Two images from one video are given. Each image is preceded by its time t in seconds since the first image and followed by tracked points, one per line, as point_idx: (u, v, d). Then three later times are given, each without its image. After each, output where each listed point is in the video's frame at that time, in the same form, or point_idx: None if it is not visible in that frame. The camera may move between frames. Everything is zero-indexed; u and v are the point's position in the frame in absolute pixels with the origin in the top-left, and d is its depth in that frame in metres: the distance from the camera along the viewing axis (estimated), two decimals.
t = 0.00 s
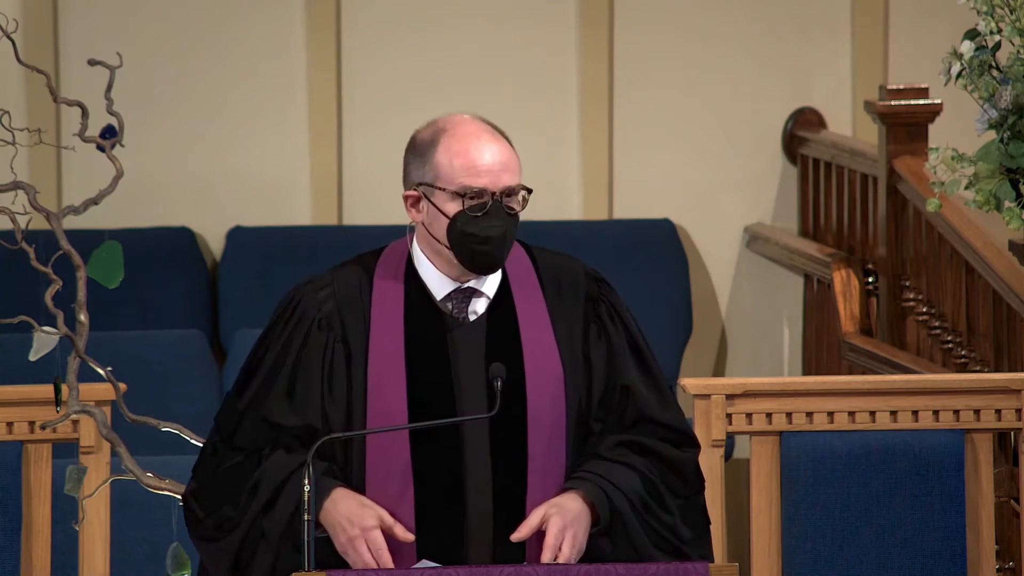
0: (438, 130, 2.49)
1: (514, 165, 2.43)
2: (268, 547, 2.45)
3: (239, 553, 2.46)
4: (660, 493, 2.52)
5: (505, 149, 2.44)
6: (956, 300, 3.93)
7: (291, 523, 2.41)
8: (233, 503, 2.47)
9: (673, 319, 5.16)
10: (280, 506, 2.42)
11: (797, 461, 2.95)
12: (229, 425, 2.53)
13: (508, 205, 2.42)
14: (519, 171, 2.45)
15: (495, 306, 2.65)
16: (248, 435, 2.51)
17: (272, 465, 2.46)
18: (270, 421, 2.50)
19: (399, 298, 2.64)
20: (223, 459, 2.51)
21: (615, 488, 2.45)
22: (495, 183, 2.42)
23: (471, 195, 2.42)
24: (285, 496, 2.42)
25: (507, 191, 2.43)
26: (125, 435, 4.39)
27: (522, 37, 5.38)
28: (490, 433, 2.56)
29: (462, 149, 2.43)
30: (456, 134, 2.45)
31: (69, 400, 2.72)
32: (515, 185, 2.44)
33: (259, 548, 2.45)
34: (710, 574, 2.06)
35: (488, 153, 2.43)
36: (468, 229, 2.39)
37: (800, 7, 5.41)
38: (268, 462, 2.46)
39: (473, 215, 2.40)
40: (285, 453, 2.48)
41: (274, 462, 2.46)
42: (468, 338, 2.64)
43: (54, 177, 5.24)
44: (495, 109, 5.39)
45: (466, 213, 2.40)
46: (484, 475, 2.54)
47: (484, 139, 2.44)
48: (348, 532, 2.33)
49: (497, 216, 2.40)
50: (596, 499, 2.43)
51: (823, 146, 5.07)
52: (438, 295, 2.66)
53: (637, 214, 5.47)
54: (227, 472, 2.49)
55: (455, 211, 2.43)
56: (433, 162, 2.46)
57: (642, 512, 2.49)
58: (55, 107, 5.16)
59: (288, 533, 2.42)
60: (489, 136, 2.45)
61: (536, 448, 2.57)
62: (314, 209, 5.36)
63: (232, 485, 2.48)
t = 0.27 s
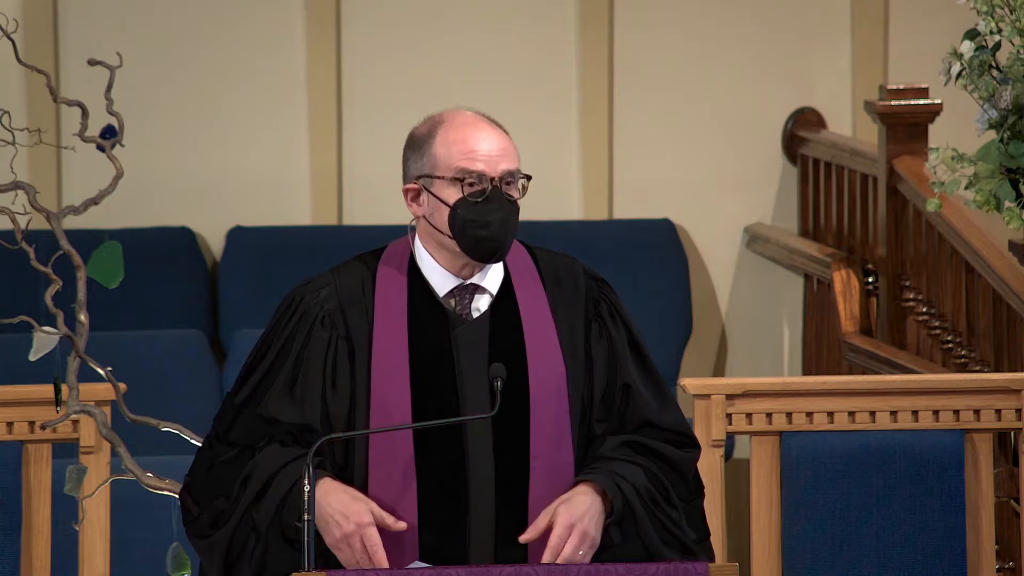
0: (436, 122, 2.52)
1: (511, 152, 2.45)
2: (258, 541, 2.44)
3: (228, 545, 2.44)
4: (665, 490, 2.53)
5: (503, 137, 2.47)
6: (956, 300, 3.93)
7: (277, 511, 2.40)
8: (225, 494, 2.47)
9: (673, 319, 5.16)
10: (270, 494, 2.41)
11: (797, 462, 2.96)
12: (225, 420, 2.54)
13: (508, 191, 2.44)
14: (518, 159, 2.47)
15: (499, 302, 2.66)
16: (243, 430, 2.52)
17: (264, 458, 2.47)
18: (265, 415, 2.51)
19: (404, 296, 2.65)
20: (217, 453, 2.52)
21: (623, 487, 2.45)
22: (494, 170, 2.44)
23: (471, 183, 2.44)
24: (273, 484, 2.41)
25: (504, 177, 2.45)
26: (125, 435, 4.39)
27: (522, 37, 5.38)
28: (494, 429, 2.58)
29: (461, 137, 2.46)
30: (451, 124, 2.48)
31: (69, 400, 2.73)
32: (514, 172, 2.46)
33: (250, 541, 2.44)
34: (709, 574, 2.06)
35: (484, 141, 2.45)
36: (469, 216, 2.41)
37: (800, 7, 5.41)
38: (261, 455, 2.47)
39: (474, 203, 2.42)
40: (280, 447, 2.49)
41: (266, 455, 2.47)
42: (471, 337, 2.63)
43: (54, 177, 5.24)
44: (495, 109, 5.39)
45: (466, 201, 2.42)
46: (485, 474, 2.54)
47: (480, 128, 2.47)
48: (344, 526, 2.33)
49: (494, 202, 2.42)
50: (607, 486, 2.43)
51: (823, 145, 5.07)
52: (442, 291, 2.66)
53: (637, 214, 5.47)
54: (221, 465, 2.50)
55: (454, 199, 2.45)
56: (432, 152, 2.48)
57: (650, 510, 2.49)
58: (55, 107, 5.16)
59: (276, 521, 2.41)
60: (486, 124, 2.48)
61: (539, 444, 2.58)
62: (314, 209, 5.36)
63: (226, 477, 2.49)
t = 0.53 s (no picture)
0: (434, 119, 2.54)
1: (508, 150, 2.46)
2: (232, 485, 2.46)
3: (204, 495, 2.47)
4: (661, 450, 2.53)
5: (497, 135, 2.47)
6: (956, 300, 3.93)
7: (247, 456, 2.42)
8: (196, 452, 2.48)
9: (673, 319, 5.16)
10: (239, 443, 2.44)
11: (796, 461, 2.96)
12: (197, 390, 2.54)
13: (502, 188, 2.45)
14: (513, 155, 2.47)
15: (500, 301, 2.69)
16: (211, 398, 2.52)
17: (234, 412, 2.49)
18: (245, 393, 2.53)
19: (405, 296, 2.68)
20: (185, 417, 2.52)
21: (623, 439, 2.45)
22: (487, 168, 2.45)
23: (465, 181, 2.46)
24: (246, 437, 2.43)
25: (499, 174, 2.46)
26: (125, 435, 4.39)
27: (522, 37, 5.38)
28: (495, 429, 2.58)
29: (454, 135, 2.47)
30: (449, 121, 2.50)
31: (69, 400, 2.73)
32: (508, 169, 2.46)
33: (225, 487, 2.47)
34: (710, 574, 2.06)
35: (481, 138, 2.46)
36: (460, 215, 2.43)
37: (800, 7, 5.41)
38: (234, 413, 2.48)
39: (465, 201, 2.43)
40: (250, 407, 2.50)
41: (236, 411, 2.49)
42: (471, 334, 2.66)
43: (53, 177, 5.24)
44: (494, 109, 5.39)
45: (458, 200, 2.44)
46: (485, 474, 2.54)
47: (477, 124, 2.48)
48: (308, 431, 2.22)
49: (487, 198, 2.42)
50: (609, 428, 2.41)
51: (823, 145, 5.07)
52: (443, 290, 2.69)
53: (637, 214, 5.47)
54: (190, 425, 2.50)
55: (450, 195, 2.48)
56: (428, 150, 2.51)
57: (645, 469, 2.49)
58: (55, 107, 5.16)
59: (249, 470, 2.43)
60: (483, 120, 2.49)
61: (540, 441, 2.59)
62: (314, 209, 5.36)
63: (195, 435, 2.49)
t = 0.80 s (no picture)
0: (428, 133, 2.48)
1: (481, 182, 2.41)
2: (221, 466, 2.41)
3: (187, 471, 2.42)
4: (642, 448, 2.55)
5: (471, 166, 2.41)
6: (956, 300, 3.93)
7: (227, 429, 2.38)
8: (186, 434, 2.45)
9: (674, 319, 5.16)
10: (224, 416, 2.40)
11: (797, 461, 2.95)
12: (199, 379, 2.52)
13: (467, 222, 2.41)
14: (484, 187, 2.41)
15: (500, 309, 2.68)
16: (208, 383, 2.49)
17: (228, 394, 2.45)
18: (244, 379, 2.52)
19: (405, 297, 2.69)
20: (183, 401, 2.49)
21: (594, 427, 2.48)
22: (454, 199, 2.41)
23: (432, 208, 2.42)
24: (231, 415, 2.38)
25: (473, 208, 2.41)
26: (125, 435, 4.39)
27: (522, 37, 5.38)
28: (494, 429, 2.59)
29: (431, 160, 2.42)
30: (433, 145, 2.44)
31: (70, 400, 2.72)
32: (477, 201, 2.41)
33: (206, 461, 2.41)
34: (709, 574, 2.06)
35: (460, 168, 2.41)
36: (421, 244, 2.42)
37: (800, 7, 5.41)
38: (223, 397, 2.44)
39: (427, 231, 2.41)
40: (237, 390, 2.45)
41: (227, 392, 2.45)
42: (471, 335, 2.66)
43: (54, 178, 5.24)
44: (495, 109, 5.39)
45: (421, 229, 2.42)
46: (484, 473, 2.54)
47: (460, 152, 2.42)
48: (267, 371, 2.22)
49: (452, 234, 2.39)
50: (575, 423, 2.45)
51: (823, 145, 5.07)
52: (443, 295, 2.70)
53: (637, 214, 5.47)
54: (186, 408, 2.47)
55: (421, 223, 2.44)
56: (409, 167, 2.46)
57: (617, 461, 2.51)
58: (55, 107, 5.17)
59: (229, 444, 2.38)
60: (468, 148, 2.43)
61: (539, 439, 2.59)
62: (314, 209, 5.36)
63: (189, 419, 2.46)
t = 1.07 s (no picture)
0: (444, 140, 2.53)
1: (495, 190, 2.45)
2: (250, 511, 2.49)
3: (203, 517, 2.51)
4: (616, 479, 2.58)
5: (486, 174, 2.46)
6: (956, 300, 3.93)
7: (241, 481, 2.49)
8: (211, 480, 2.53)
9: (674, 318, 5.16)
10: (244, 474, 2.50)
11: (797, 461, 2.95)
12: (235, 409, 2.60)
13: (479, 229, 2.46)
14: (499, 196, 2.46)
15: (506, 317, 2.75)
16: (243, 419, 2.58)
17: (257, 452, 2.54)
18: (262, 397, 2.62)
19: (410, 300, 2.76)
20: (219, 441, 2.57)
21: (561, 461, 2.54)
22: (467, 207, 2.45)
23: (444, 215, 2.46)
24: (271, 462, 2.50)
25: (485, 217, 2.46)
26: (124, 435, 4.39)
27: (522, 37, 5.38)
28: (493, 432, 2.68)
29: (445, 167, 2.46)
30: (447, 151, 2.48)
31: (69, 400, 2.71)
32: (491, 210, 2.46)
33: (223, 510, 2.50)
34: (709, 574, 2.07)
35: (473, 179, 2.45)
36: (433, 249, 2.46)
37: (799, 7, 5.41)
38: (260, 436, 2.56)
39: (439, 237, 2.45)
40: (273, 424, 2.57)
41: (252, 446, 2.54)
42: (476, 339, 2.72)
43: (54, 178, 5.24)
44: (495, 109, 5.39)
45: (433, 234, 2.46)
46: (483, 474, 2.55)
47: (474, 161, 2.46)
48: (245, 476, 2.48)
49: (464, 242, 2.44)
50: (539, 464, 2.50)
51: (823, 145, 5.07)
52: (450, 303, 2.77)
53: (637, 214, 5.47)
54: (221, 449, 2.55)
55: (432, 229, 2.49)
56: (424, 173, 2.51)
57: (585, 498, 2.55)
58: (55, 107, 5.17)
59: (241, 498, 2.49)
60: (482, 158, 2.47)
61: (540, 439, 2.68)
62: (314, 209, 5.36)
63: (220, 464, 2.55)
